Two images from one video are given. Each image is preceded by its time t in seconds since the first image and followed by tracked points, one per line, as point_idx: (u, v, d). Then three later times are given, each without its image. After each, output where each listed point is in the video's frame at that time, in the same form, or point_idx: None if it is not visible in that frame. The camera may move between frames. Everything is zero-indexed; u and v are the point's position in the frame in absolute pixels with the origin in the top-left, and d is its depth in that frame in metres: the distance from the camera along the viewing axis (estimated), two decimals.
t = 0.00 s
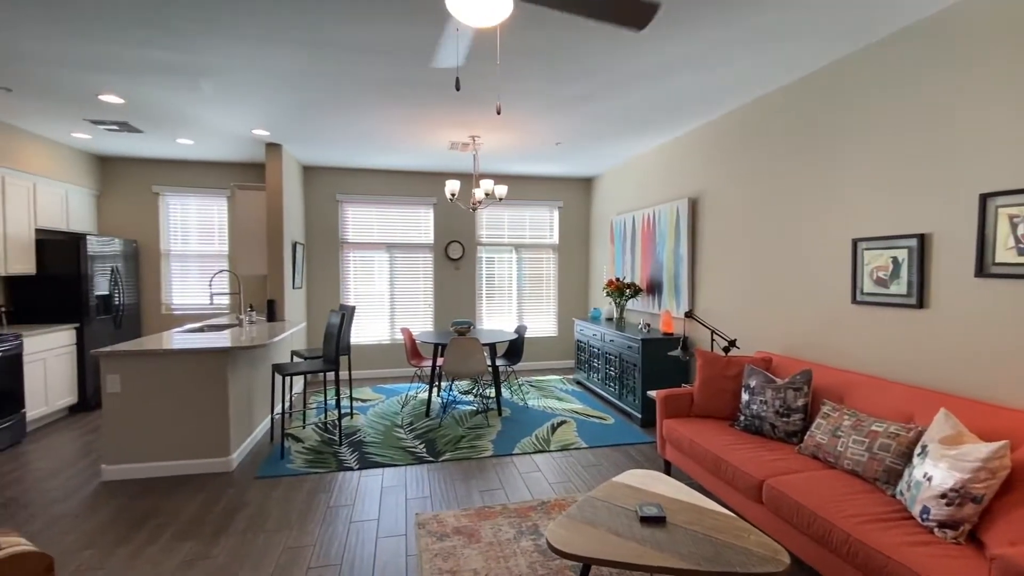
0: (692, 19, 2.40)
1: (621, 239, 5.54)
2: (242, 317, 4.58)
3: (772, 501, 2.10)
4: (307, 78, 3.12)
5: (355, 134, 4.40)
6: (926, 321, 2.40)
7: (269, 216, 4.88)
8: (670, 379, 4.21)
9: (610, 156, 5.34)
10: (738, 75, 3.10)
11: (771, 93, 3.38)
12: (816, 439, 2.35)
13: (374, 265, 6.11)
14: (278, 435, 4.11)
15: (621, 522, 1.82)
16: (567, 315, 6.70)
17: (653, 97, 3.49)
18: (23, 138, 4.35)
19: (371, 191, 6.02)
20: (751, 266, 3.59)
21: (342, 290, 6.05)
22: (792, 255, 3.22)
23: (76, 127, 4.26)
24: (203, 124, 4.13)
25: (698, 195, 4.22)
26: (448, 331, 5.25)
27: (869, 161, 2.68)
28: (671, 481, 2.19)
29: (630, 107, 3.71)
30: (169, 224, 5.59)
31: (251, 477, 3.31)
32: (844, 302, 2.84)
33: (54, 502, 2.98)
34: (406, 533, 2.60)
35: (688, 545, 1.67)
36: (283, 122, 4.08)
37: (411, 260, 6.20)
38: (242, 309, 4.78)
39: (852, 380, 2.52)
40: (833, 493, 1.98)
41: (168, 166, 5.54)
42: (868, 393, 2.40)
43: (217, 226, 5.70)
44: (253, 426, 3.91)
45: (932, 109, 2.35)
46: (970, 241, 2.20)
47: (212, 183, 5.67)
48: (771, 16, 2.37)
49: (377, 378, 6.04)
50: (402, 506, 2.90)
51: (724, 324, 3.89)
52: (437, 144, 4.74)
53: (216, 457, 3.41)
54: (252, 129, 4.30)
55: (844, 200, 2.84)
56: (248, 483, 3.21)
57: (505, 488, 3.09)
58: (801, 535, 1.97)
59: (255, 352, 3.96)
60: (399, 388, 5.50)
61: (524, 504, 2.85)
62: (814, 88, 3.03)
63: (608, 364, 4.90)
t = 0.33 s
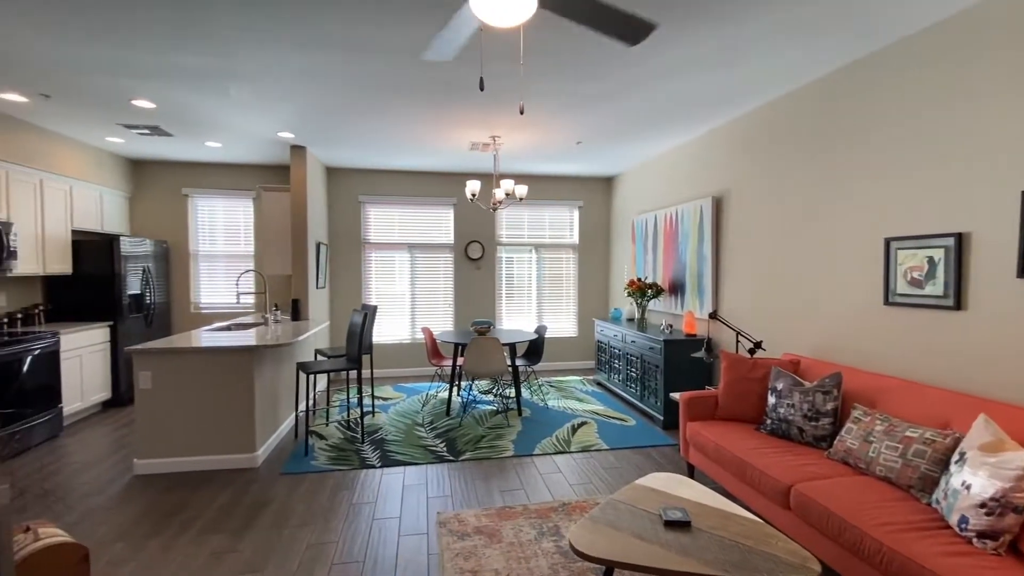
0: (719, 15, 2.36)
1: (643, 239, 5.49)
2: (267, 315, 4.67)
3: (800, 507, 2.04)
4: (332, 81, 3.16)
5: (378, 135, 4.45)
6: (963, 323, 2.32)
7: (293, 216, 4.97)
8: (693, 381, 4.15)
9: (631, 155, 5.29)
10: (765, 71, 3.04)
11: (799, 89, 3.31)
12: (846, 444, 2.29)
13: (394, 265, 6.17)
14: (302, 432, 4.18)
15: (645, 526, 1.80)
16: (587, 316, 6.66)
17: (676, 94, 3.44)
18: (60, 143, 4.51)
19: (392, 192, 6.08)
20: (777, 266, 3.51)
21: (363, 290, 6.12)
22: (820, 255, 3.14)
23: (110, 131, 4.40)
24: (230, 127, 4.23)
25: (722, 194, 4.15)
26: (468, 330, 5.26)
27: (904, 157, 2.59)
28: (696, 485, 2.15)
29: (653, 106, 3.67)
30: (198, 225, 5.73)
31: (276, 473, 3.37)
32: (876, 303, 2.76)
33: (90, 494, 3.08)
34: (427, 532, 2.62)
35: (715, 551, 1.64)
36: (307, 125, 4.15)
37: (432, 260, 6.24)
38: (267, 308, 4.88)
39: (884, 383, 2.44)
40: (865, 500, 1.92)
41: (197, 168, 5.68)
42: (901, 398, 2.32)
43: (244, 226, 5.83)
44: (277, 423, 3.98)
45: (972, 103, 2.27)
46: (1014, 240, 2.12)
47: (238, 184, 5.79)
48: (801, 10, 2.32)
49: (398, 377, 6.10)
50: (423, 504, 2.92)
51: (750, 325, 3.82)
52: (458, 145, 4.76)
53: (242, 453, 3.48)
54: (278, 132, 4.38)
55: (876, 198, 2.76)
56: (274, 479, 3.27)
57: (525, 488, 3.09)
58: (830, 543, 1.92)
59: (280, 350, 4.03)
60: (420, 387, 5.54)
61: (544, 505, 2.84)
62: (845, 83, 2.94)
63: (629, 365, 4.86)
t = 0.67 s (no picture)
0: (744, 12, 2.32)
1: (665, 239, 5.42)
2: (293, 315, 4.76)
3: (831, 514, 1.99)
4: (355, 83, 3.20)
5: (400, 136, 4.50)
6: (1005, 326, 2.22)
7: (318, 217, 5.05)
8: (718, 383, 4.08)
9: (653, 154, 5.23)
10: (793, 67, 2.96)
11: (828, 84, 3.22)
12: (880, 450, 2.22)
13: (416, 265, 6.22)
14: (326, 430, 4.25)
15: (670, 530, 1.77)
16: (609, 316, 6.61)
17: (700, 92, 3.39)
18: (96, 147, 4.67)
19: (414, 192, 6.13)
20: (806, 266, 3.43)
21: (385, 289, 6.19)
22: (850, 254, 3.06)
23: (143, 135, 4.54)
24: (258, 130, 4.32)
25: (747, 193, 4.07)
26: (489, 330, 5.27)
27: (941, 153, 2.49)
28: (722, 490, 2.11)
29: (676, 104, 3.62)
30: (226, 226, 5.87)
31: (301, 470, 3.43)
32: (911, 304, 2.67)
33: (124, 486, 3.19)
34: (449, 530, 2.63)
35: (742, 557, 1.60)
36: (331, 127, 4.21)
37: (453, 260, 6.28)
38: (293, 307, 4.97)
39: (920, 387, 2.36)
40: (900, 508, 1.86)
41: (225, 171, 5.82)
42: (939, 403, 2.24)
43: (269, 227, 5.95)
44: (302, 421, 4.05)
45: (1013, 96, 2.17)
46: None
47: (264, 186, 5.91)
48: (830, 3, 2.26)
49: (419, 376, 6.15)
50: (445, 503, 2.94)
51: (777, 327, 3.73)
52: (479, 145, 4.77)
53: (268, 449, 3.55)
54: (303, 134, 4.46)
55: (909, 196, 2.67)
56: (299, 476, 3.33)
57: (547, 489, 3.08)
58: (863, 551, 1.86)
59: (305, 349, 4.10)
60: (441, 387, 5.57)
61: (566, 506, 2.82)
62: (879, 76, 2.84)
63: (651, 366, 4.80)
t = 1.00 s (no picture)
0: (772, 6, 2.27)
1: (689, 238, 5.35)
2: (317, 314, 4.84)
3: (865, 522, 1.93)
4: (379, 85, 3.24)
5: (422, 137, 4.53)
6: None
7: (341, 218, 5.13)
8: (743, 386, 4.00)
9: (676, 152, 5.16)
10: (823, 63, 2.89)
11: (860, 80, 3.12)
12: (916, 456, 2.14)
13: (437, 265, 6.26)
14: (349, 428, 4.31)
15: (697, 535, 1.74)
16: (631, 317, 6.55)
17: (726, 89, 3.32)
18: (131, 151, 4.83)
19: (435, 193, 6.17)
20: (837, 267, 3.33)
21: (407, 289, 6.24)
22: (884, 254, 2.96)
23: (175, 139, 4.67)
24: (284, 133, 4.41)
25: (775, 192, 3.98)
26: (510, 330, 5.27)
27: (982, 149, 2.40)
28: (750, 495, 2.07)
29: (700, 101, 3.56)
30: (253, 227, 6.00)
31: (326, 467, 3.49)
32: (948, 306, 2.57)
33: (157, 480, 3.29)
34: (471, 530, 2.64)
35: (772, 565, 1.57)
36: (355, 129, 4.27)
37: (474, 260, 6.30)
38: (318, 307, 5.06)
39: (959, 392, 2.27)
40: (940, 517, 1.79)
41: (252, 173, 5.95)
42: (979, 408, 2.15)
43: (295, 228, 6.07)
44: (327, 419, 4.12)
45: None
46: None
47: (290, 188, 6.03)
48: None
49: (440, 375, 6.19)
50: (468, 502, 2.95)
51: (806, 329, 3.64)
52: (501, 145, 4.78)
53: (294, 447, 3.62)
54: (328, 136, 4.53)
55: (947, 194, 2.57)
56: (324, 473, 3.39)
57: (569, 491, 3.06)
58: (899, 562, 1.80)
59: (329, 348, 4.16)
60: (462, 386, 5.60)
61: (588, 508, 2.80)
62: (917, 70, 2.73)
63: (674, 368, 4.74)
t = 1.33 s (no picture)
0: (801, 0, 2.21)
1: (714, 238, 5.26)
2: (342, 313, 4.91)
3: (902, 531, 1.86)
4: (403, 87, 3.27)
5: (445, 138, 4.56)
6: None
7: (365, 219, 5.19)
8: (771, 388, 3.91)
9: (700, 150, 5.08)
10: (854, 58, 2.80)
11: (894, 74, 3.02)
12: (956, 464, 2.06)
13: (458, 265, 6.29)
14: (373, 426, 4.36)
15: (726, 541, 1.70)
16: (654, 317, 6.47)
17: (753, 85, 3.25)
18: (163, 155, 4.98)
19: (457, 193, 6.21)
20: (870, 266, 3.23)
21: (429, 289, 6.29)
22: (920, 254, 2.85)
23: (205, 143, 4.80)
24: (310, 136, 4.49)
25: (804, 190, 3.88)
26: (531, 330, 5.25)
27: None
28: (780, 501, 2.02)
29: (726, 98, 3.50)
30: (279, 228, 6.13)
31: (350, 464, 3.54)
32: (989, 309, 2.46)
33: (188, 475, 3.38)
34: (494, 530, 2.64)
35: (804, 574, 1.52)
36: (379, 131, 4.32)
37: (495, 260, 6.31)
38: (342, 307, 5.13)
39: (1002, 397, 2.18)
40: (982, 528, 1.72)
41: (278, 175, 6.07)
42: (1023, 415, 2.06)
43: (319, 229, 6.17)
44: (351, 417, 4.17)
45: None
46: None
47: (315, 189, 6.13)
48: None
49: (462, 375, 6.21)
50: (490, 502, 2.95)
51: (837, 330, 3.54)
52: (523, 145, 4.78)
53: (319, 444, 3.68)
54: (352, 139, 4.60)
55: (988, 191, 2.47)
56: (348, 470, 3.43)
57: (592, 493, 3.03)
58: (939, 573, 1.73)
59: (353, 347, 4.21)
60: (483, 386, 5.61)
61: (612, 511, 2.78)
62: (956, 63, 2.62)
63: (699, 370, 4.66)
